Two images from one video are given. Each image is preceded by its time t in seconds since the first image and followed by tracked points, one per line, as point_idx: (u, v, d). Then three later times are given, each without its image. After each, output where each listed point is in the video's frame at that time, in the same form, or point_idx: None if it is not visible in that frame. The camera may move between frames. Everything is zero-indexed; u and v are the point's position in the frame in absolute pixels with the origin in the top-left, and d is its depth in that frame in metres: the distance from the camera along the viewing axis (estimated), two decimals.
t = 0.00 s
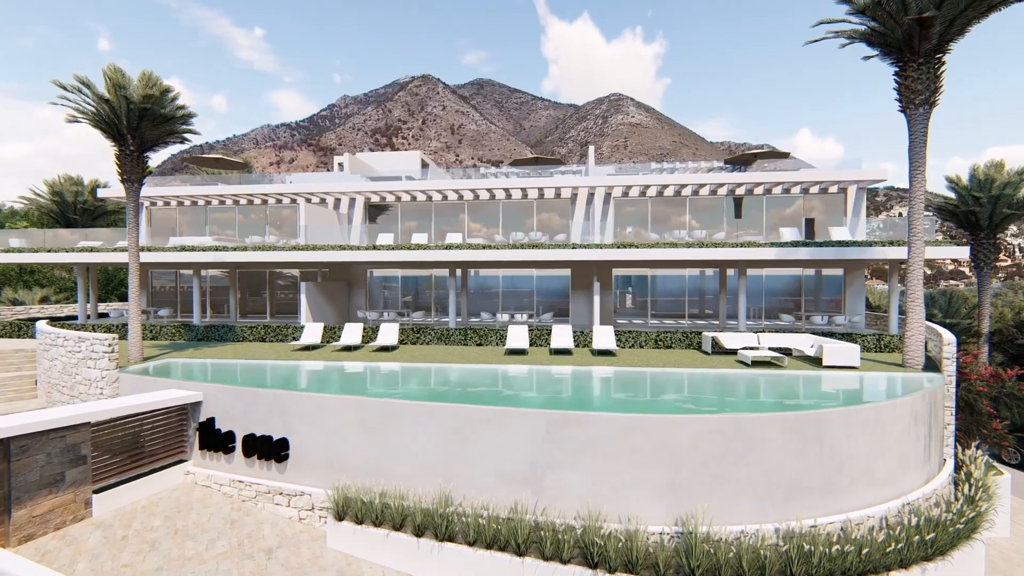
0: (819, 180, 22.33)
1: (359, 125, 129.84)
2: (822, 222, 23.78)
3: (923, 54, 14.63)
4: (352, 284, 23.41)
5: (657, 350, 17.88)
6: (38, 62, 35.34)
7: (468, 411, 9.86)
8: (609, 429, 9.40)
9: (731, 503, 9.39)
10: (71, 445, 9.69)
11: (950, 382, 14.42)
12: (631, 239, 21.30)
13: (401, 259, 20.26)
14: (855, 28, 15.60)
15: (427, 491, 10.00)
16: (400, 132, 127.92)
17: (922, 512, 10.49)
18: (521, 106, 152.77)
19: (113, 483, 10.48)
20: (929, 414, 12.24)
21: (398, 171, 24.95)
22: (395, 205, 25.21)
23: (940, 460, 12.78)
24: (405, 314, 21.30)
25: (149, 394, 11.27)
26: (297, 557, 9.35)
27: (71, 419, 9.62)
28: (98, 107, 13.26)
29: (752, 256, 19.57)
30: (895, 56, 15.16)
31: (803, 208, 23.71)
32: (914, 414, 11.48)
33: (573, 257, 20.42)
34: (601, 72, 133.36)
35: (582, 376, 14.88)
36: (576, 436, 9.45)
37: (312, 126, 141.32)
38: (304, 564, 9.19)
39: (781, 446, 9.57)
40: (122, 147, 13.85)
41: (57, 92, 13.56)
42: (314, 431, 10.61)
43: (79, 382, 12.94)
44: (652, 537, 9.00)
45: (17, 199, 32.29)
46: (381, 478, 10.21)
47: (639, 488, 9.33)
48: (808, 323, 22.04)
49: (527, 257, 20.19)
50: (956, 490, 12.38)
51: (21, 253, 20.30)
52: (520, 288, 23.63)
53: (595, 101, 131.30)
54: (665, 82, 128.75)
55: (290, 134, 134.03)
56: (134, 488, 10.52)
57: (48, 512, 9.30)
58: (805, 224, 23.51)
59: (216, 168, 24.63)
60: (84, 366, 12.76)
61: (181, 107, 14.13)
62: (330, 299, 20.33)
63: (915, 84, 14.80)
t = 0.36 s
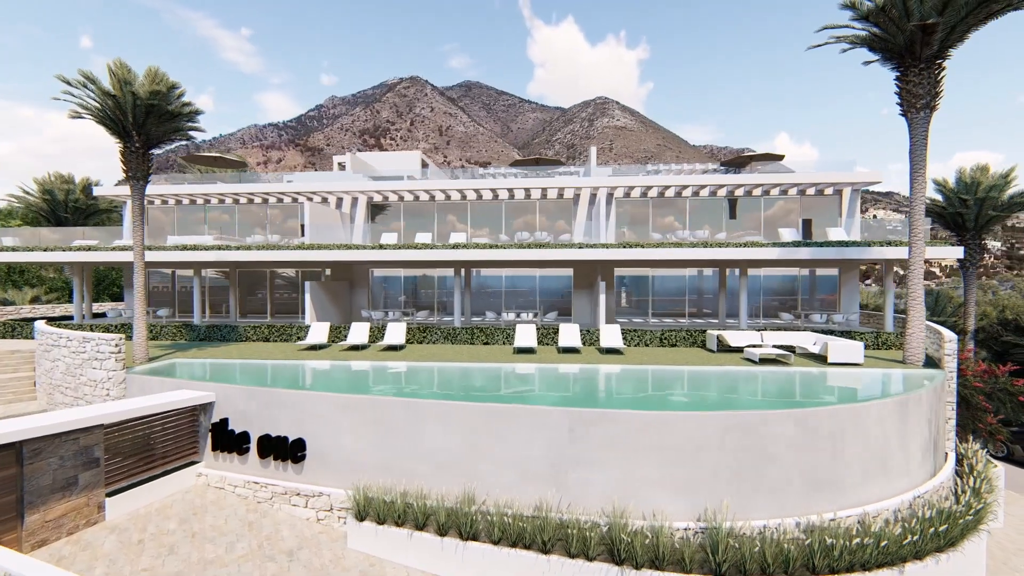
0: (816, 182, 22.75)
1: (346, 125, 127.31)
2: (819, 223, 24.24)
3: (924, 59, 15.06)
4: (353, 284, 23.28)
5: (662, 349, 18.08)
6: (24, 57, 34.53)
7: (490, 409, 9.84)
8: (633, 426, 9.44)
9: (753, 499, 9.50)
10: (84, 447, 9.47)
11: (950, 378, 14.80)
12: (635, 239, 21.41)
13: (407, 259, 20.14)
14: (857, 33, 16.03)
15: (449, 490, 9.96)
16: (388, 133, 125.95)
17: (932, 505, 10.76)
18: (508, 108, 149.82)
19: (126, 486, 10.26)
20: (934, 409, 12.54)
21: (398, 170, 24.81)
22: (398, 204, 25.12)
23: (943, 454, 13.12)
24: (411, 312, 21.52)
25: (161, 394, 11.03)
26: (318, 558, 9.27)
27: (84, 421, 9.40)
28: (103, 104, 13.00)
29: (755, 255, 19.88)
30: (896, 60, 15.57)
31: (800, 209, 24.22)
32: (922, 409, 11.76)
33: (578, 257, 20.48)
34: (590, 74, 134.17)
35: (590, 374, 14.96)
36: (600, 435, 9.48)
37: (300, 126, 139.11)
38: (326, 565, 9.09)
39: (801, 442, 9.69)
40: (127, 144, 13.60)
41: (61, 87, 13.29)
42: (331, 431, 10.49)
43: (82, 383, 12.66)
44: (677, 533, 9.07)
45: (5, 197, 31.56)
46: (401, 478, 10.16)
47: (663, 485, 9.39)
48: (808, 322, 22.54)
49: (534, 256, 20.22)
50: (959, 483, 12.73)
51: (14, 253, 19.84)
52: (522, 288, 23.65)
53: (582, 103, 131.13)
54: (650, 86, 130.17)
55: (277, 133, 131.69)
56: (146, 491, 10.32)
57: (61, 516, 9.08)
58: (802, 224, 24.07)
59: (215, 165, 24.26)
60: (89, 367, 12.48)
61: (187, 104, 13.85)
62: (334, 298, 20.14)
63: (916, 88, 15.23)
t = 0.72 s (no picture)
0: (813, 184, 23.17)
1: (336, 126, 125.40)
2: (816, 223, 24.69)
3: (925, 64, 15.37)
4: (355, 283, 23.15)
5: (666, 347, 18.25)
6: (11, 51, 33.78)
7: (512, 407, 9.83)
8: (654, 423, 9.50)
9: (773, 495, 9.60)
10: (96, 450, 9.25)
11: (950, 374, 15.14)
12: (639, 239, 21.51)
13: (412, 258, 20.08)
14: (859, 38, 16.35)
15: (470, 489, 9.92)
16: (377, 134, 124.37)
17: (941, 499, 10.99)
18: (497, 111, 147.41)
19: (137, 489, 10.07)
20: (938, 405, 12.83)
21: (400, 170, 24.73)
22: (400, 204, 24.93)
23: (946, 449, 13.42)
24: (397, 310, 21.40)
25: (172, 394, 10.82)
26: (339, 558, 9.16)
27: (97, 423, 9.18)
28: (108, 101, 12.77)
29: (758, 255, 20.11)
30: (897, 65, 15.88)
31: (797, 210, 24.71)
32: (928, 406, 12.02)
33: (584, 256, 20.54)
34: (581, 77, 134.96)
35: (599, 372, 15.05)
36: (622, 432, 9.52)
37: (288, 126, 137.49)
38: (347, 566, 8.98)
39: (819, 438, 9.83)
40: (131, 141, 13.39)
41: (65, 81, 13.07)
42: (349, 431, 10.40)
43: (87, 384, 12.39)
44: (700, 529, 9.13)
45: None
46: (421, 478, 10.10)
47: (684, 482, 9.45)
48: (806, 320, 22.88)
49: (540, 255, 20.24)
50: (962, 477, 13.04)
51: (10, 251, 19.46)
52: (525, 288, 23.65)
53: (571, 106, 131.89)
54: (632, 92, 132.09)
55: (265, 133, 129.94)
56: (158, 493, 10.12)
57: (73, 520, 8.87)
58: (799, 225, 24.52)
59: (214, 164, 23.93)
60: (93, 367, 12.21)
61: (193, 101, 13.65)
62: (338, 298, 20.00)
63: (917, 92, 15.53)
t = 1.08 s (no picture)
0: (811, 185, 23.50)
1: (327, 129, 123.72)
2: (813, 223, 25.08)
3: (925, 68, 15.66)
4: (357, 282, 22.97)
5: (671, 345, 18.36)
6: None
7: (532, 405, 9.81)
8: (673, 420, 9.52)
9: (790, 490, 9.70)
10: (108, 452, 9.04)
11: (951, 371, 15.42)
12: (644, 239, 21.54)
13: (417, 258, 19.95)
14: (860, 42, 16.63)
15: (489, 488, 9.88)
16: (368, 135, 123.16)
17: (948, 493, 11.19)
18: (488, 112, 147.12)
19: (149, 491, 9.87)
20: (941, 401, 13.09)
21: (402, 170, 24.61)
22: (402, 204, 24.75)
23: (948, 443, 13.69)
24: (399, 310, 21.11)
25: (182, 395, 10.62)
26: (359, 560, 9.04)
27: (109, 424, 8.96)
28: (113, 97, 12.54)
29: (760, 255, 20.31)
30: (898, 69, 16.15)
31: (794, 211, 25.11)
32: (933, 401, 12.25)
33: (589, 255, 20.50)
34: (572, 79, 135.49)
35: (607, 370, 15.12)
36: (642, 430, 9.55)
37: (278, 126, 136.06)
38: (367, 568, 8.86)
39: (835, 434, 9.95)
40: (135, 137, 13.16)
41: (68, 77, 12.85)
42: (365, 431, 10.29)
43: (91, 385, 12.12)
44: (721, 525, 9.19)
45: None
46: (439, 478, 10.03)
47: (704, 478, 9.51)
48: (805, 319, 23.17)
49: (545, 255, 20.17)
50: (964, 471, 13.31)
51: (5, 250, 19.03)
52: (527, 288, 23.58)
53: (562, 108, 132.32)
54: (618, 95, 129.24)
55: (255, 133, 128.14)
56: (170, 496, 9.92)
57: (85, 525, 8.66)
58: (797, 225, 24.85)
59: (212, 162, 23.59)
60: (98, 368, 11.98)
61: (199, 97, 13.48)
62: (341, 297, 19.82)
63: (917, 95, 15.81)
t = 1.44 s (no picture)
0: (809, 186, 23.81)
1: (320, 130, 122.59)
2: (810, 224, 25.43)
3: (926, 71, 15.92)
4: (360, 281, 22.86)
5: (674, 344, 18.45)
6: None
7: (552, 404, 9.77)
8: (692, 418, 9.55)
9: (806, 486, 9.81)
10: (119, 455, 8.82)
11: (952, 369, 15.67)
12: (648, 239, 21.61)
13: (422, 257, 19.87)
14: (861, 45, 16.90)
15: (507, 487, 9.83)
16: (360, 137, 121.83)
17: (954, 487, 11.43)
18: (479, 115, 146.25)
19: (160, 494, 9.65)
20: (944, 397, 13.35)
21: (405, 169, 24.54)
22: (405, 204, 24.61)
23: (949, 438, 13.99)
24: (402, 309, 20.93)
25: (193, 395, 10.41)
26: (377, 562, 8.91)
27: (121, 427, 8.74)
28: (118, 92, 12.28)
29: (761, 254, 20.49)
30: (899, 72, 16.43)
31: (791, 212, 25.46)
32: (937, 397, 12.50)
33: (594, 254, 20.49)
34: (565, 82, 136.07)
35: (614, 368, 15.18)
36: (662, 428, 9.56)
37: (268, 125, 134.75)
38: (388, 569, 8.75)
39: (849, 430, 10.07)
40: (141, 134, 12.94)
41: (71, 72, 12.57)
42: (381, 431, 10.17)
43: (95, 386, 11.85)
44: (741, 521, 9.26)
45: None
46: (457, 477, 9.95)
47: (723, 476, 9.56)
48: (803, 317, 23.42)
49: (551, 254, 20.18)
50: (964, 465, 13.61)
51: None
52: (529, 287, 23.51)
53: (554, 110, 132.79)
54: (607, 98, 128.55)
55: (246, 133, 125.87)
56: (181, 498, 9.69)
57: (97, 529, 8.45)
58: (794, 225, 25.18)
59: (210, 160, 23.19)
60: (102, 368, 11.72)
61: (205, 93, 13.24)
62: (345, 297, 19.69)
63: (918, 98, 16.06)
